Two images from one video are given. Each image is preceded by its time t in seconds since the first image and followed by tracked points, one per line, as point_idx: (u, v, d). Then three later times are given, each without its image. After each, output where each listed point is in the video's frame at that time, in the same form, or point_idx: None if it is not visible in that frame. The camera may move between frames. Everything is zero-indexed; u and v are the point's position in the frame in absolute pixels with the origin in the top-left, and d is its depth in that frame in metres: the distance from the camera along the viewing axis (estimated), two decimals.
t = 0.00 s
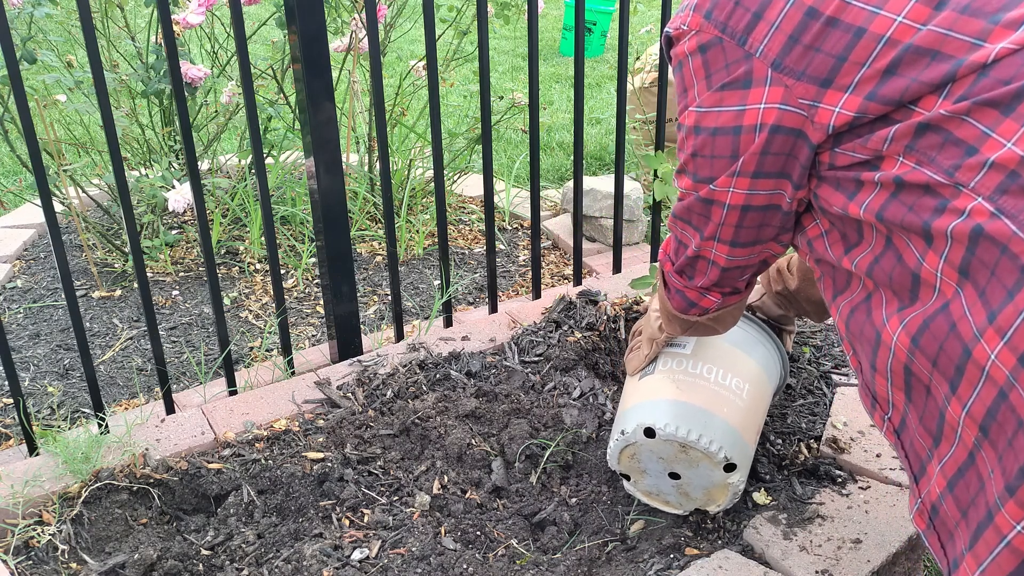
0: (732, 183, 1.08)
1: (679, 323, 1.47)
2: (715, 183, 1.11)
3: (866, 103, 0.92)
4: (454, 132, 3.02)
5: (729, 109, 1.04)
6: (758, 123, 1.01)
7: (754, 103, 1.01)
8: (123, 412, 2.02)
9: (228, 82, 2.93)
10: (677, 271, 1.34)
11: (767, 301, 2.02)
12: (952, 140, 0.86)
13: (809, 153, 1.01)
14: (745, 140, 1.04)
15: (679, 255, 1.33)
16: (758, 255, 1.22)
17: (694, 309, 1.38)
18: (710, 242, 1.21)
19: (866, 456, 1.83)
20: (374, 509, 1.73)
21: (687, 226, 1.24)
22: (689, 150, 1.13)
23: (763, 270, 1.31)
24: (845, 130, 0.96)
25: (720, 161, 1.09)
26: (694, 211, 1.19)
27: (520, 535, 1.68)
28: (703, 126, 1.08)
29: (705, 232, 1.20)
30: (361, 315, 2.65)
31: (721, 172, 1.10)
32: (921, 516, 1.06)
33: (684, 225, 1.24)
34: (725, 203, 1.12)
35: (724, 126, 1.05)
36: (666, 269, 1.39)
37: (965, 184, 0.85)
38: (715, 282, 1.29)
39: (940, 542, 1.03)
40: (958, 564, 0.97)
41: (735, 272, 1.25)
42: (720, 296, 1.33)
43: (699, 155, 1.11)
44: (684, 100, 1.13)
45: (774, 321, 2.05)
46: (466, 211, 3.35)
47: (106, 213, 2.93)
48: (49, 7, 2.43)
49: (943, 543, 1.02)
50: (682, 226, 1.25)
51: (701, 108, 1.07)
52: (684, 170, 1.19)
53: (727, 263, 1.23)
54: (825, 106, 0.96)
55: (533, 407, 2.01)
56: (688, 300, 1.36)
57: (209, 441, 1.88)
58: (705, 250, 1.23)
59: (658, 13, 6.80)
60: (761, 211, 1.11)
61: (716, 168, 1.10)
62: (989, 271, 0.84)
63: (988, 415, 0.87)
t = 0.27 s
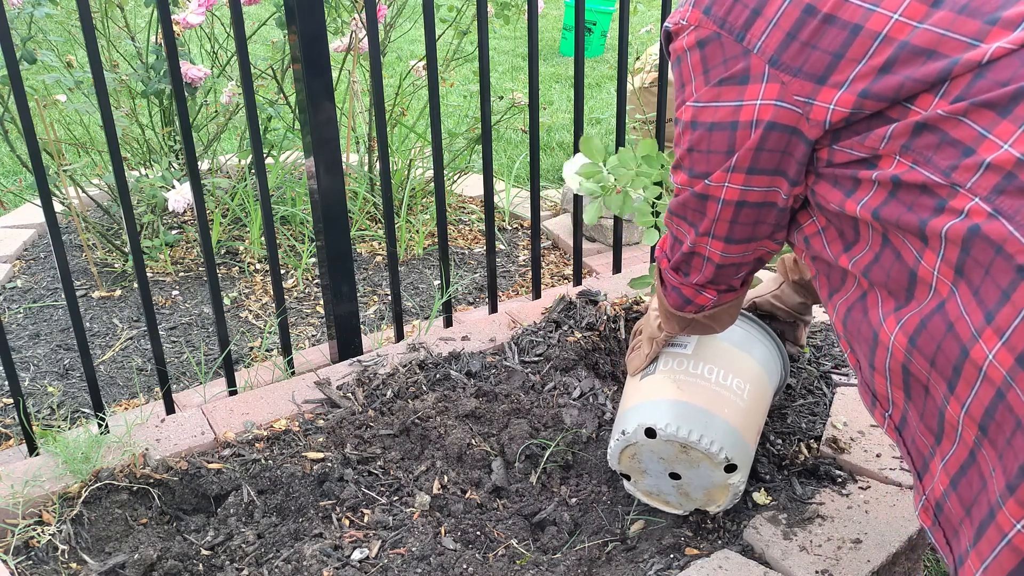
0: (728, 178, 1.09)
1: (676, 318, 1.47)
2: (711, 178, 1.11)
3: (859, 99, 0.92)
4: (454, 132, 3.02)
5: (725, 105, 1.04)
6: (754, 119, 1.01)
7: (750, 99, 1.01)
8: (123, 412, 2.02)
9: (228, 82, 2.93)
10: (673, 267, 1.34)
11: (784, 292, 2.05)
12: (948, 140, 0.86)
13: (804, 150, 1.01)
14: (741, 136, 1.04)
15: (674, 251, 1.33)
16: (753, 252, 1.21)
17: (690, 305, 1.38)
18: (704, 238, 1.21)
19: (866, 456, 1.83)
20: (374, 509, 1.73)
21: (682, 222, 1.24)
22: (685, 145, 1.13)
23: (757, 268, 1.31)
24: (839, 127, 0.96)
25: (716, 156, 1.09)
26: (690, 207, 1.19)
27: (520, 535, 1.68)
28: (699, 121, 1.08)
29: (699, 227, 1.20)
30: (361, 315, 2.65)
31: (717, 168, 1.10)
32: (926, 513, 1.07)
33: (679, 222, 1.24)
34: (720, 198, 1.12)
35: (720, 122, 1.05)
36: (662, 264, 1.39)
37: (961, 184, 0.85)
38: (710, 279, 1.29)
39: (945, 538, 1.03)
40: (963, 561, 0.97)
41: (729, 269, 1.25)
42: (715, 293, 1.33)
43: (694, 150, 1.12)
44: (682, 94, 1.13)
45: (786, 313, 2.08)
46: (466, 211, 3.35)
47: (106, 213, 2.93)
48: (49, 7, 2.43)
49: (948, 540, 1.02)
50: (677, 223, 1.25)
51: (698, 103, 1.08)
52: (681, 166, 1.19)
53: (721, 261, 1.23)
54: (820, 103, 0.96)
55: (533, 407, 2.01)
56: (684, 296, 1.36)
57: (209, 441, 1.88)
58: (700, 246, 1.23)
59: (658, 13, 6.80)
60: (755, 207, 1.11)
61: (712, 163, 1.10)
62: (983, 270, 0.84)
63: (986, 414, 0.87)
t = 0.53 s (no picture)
0: (726, 168, 1.09)
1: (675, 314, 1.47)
2: (709, 168, 1.12)
3: (856, 91, 0.91)
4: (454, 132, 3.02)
5: (725, 94, 1.04)
6: (753, 108, 1.02)
7: (750, 89, 1.01)
8: (123, 413, 2.02)
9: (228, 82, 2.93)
10: (672, 262, 1.34)
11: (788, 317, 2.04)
12: (939, 134, 0.86)
13: (801, 142, 1.01)
14: (740, 126, 1.04)
15: (674, 245, 1.33)
16: (752, 246, 1.21)
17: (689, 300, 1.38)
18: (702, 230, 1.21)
19: (866, 456, 1.83)
20: (374, 509, 1.73)
21: (681, 214, 1.24)
22: (685, 136, 1.14)
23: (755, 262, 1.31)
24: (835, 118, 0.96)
25: (715, 146, 1.09)
26: (689, 198, 1.19)
27: (520, 535, 1.68)
28: (699, 110, 1.09)
29: (697, 219, 1.20)
30: (361, 315, 2.65)
31: (715, 158, 1.10)
32: (913, 508, 1.07)
33: (679, 215, 1.24)
34: (719, 188, 1.12)
35: (720, 111, 1.06)
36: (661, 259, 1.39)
37: (951, 178, 0.85)
38: (708, 273, 1.29)
39: (932, 532, 1.03)
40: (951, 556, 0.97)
41: (727, 264, 1.25)
42: (712, 287, 1.33)
43: (695, 140, 1.12)
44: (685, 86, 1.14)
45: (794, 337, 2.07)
46: (466, 211, 3.35)
47: (106, 213, 2.93)
48: (49, 7, 2.43)
49: (935, 534, 1.02)
50: (677, 216, 1.26)
51: (699, 93, 1.08)
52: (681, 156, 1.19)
53: (719, 254, 1.23)
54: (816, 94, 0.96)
55: (533, 407, 2.01)
56: (683, 291, 1.37)
57: (209, 441, 1.88)
58: (698, 239, 1.23)
59: (658, 12, 6.79)
60: (752, 199, 1.11)
61: (711, 153, 1.10)
62: (968, 264, 0.84)
63: (973, 408, 0.87)
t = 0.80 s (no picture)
0: (723, 163, 1.08)
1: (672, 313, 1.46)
2: (707, 163, 1.11)
3: (852, 86, 0.92)
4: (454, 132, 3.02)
5: (724, 88, 1.04)
6: (751, 103, 1.01)
7: (748, 83, 1.01)
8: (123, 412, 2.02)
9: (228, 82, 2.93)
10: (670, 258, 1.34)
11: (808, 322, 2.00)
12: (936, 132, 0.86)
13: (798, 138, 1.01)
14: (737, 120, 1.04)
15: (671, 241, 1.33)
16: (748, 243, 1.21)
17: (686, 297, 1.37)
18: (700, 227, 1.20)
19: (866, 456, 1.83)
20: (374, 509, 1.73)
21: (680, 210, 1.24)
22: (684, 130, 1.14)
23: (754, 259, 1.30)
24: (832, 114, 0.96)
25: (713, 140, 1.09)
26: (687, 193, 1.19)
27: (520, 535, 1.68)
28: (698, 104, 1.09)
29: (695, 214, 1.19)
30: (361, 315, 2.65)
31: (713, 152, 1.10)
32: (907, 506, 1.06)
33: (678, 211, 1.24)
34: (716, 183, 1.12)
35: (718, 105, 1.06)
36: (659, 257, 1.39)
37: (946, 176, 0.85)
38: (706, 270, 1.29)
39: (926, 530, 1.03)
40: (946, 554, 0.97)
41: (724, 261, 1.25)
42: (710, 285, 1.33)
43: (693, 134, 1.12)
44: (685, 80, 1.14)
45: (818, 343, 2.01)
46: (466, 211, 3.35)
47: (106, 213, 2.93)
48: (49, 7, 2.43)
49: (929, 531, 1.02)
50: (676, 214, 1.25)
51: (699, 86, 1.08)
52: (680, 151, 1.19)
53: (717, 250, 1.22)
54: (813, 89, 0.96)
55: (533, 407, 2.01)
56: (680, 288, 1.36)
57: (209, 441, 1.88)
58: (695, 235, 1.23)
59: (658, 12, 6.79)
60: (750, 195, 1.11)
61: (709, 147, 1.10)
62: (962, 262, 0.84)
63: (968, 405, 0.87)
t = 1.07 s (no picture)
0: (721, 139, 1.06)
1: (669, 296, 1.44)
2: (705, 139, 1.08)
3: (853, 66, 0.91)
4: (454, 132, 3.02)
5: (725, 68, 1.03)
6: (751, 83, 1.00)
7: (750, 63, 1.00)
8: (123, 412, 2.02)
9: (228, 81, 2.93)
10: (665, 236, 1.32)
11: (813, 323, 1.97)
12: (936, 117, 0.87)
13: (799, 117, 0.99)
14: (737, 100, 1.02)
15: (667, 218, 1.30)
16: (742, 220, 1.17)
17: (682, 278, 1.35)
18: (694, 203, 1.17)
19: (866, 456, 1.83)
20: (374, 509, 1.73)
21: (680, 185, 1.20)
22: (683, 106, 1.11)
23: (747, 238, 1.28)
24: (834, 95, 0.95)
25: (711, 118, 1.07)
26: (685, 168, 1.16)
27: (520, 535, 1.68)
28: (699, 81, 1.07)
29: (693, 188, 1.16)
30: (361, 315, 2.65)
31: (712, 129, 1.07)
32: (901, 485, 1.07)
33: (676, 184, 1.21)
34: (713, 159, 1.09)
35: (719, 83, 1.04)
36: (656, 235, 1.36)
37: (945, 162, 0.86)
38: (700, 247, 1.26)
39: (919, 509, 1.03)
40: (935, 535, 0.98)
41: (718, 237, 1.22)
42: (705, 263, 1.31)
43: (692, 111, 1.09)
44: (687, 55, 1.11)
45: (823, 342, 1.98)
46: (466, 211, 3.35)
47: (106, 213, 2.93)
48: (49, 7, 2.43)
49: (921, 511, 1.03)
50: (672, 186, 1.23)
51: (699, 64, 1.06)
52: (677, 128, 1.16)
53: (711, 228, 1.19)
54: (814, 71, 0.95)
55: (533, 407, 2.01)
56: (675, 267, 1.34)
57: (209, 441, 1.88)
58: (692, 211, 1.19)
59: (659, 12, 6.79)
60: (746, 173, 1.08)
61: (708, 124, 1.08)
62: (957, 249, 0.84)
63: (960, 390, 0.88)
